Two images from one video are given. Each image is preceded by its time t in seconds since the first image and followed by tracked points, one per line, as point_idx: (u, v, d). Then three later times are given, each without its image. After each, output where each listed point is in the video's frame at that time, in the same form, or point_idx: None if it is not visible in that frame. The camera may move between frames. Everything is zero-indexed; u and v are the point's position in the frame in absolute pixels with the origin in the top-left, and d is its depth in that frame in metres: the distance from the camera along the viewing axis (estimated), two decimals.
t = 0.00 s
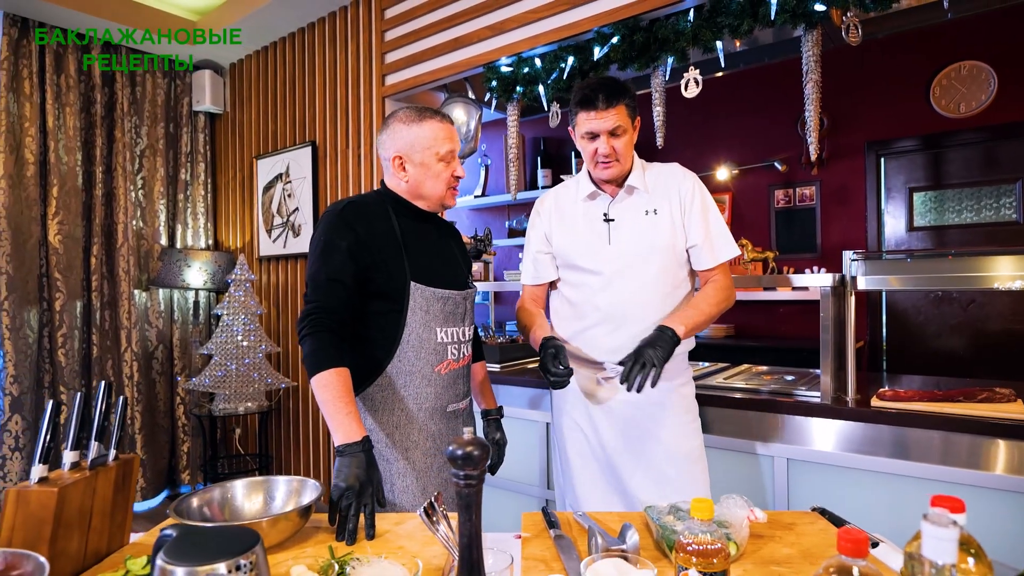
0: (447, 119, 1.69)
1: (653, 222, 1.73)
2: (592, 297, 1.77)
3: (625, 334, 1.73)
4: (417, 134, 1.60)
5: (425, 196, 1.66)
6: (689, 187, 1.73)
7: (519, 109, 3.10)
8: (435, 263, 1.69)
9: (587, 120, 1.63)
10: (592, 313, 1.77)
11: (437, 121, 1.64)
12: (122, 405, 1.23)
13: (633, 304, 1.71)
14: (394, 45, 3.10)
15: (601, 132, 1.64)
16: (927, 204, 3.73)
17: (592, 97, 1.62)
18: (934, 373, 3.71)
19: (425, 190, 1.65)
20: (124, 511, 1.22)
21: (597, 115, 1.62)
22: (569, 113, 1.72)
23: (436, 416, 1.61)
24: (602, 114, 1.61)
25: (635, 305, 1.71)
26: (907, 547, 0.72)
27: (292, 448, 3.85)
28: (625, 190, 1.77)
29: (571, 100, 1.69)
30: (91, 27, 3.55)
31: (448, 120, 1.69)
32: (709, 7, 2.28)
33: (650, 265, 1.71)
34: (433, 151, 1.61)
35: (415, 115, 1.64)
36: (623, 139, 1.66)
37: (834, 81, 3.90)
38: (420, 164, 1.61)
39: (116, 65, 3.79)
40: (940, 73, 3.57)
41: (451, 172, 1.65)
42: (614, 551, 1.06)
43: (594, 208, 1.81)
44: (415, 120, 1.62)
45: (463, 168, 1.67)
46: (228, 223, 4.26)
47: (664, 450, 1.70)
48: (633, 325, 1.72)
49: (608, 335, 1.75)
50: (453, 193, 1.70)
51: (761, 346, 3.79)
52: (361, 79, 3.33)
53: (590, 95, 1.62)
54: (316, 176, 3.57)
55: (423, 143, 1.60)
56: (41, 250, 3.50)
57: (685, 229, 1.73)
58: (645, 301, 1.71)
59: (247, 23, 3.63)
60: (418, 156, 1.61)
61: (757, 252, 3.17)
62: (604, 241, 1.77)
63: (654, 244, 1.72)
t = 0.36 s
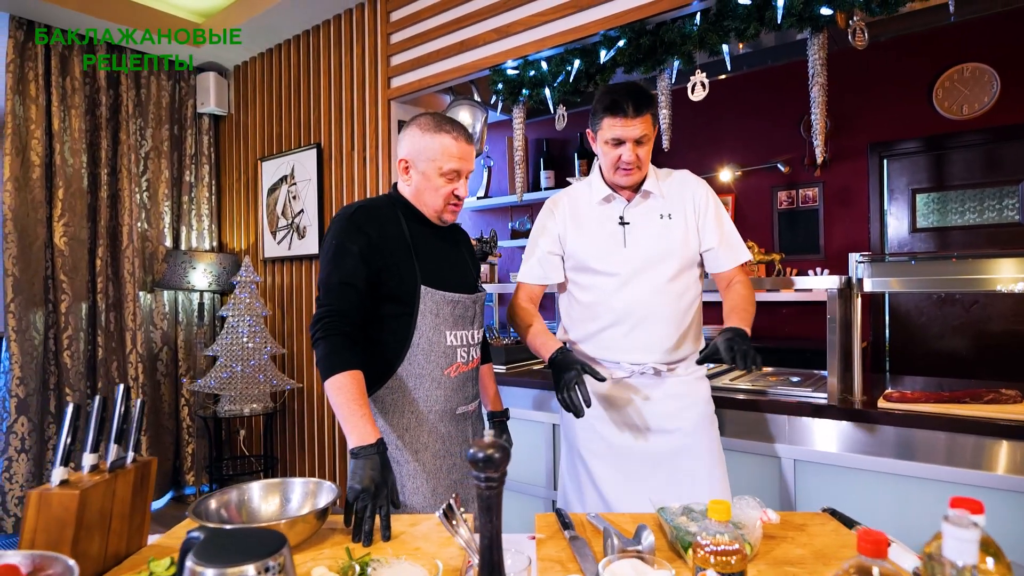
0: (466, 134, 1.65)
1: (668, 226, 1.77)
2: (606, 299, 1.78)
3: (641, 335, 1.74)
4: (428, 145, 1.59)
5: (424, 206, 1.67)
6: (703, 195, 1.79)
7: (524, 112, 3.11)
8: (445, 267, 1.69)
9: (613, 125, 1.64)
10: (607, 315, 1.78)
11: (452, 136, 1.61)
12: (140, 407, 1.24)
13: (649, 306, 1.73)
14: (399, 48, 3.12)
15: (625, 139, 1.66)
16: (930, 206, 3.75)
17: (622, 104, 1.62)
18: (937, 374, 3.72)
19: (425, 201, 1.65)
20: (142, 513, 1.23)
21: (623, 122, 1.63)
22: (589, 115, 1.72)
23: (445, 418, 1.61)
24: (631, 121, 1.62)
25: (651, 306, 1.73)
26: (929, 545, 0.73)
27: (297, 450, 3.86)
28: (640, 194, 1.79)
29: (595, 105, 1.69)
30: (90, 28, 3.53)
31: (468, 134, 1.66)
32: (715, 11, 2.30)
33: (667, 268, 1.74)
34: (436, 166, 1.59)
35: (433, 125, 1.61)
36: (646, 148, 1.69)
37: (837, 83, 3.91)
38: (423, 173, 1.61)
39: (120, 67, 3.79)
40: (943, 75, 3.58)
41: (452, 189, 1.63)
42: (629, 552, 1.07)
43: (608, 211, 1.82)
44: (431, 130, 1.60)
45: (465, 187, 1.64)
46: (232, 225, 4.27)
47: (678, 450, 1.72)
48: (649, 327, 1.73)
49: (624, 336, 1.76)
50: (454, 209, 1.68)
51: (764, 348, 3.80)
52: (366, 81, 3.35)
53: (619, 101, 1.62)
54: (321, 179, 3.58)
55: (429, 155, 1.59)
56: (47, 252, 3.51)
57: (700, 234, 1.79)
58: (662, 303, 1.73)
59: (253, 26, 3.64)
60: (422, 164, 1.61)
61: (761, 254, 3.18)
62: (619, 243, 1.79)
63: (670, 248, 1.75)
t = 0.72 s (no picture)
0: (471, 133, 1.63)
1: (679, 226, 1.75)
2: (615, 298, 1.79)
3: (647, 335, 1.76)
4: (433, 144, 1.58)
5: (430, 207, 1.65)
6: (717, 191, 1.75)
7: (526, 112, 3.13)
8: (450, 267, 1.68)
9: (629, 117, 1.62)
10: (614, 314, 1.79)
11: (457, 136, 1.59)
12: (151, 407, 1.24)
13: (656, 306, 1.74)
14: (400, 49, 3.13)
15: (641, 132, 1.64)
16: (929, 206, 3.78)
17: (638, 95, 1.60)
18: (935, 373, 3.74)
19: (431, 201, 1.64)
20: (153, 512, 1.23)
21: (639, 114, 1.61)
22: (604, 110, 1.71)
23: (449, 419, 1.59)
24: (645, 115, 1.60)
25: (658, 306, 1.73)
26: (940, 537, 0.75)
27: (298, 451, 3.86)
28: (653, 192, 1.79)
29: (610, 98, 1.67)
30: (91, 29, 3.52)
31: (473, 133, 1.64)
32: (717, 12, 2.31)
33: (676, 268, 1.74)
34: (442, 166, 1.58)
35: (438, 125, 1.60)
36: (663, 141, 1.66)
37: (836, 84, 3.94)
38: (428, 173, 1.60)
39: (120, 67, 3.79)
40: (940, 76, 3.61)
41: (457, 189, 1.62)
42: (639, 548, 1.08)
43: (620, 209, 1.83)
44: (436, 130, 1.58)
45: (471, 187, 1.62)
46: (233, 226, 4.27)
47: (688, 453, 1.73)
48: (655, 327, 1.75)
49: (630, 337, 1.78)
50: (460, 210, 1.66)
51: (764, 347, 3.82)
52: (368, 82, 3.35)
53: (634, 93, 1.60)
54: (323, 180, 3.59)
55: (435, 155, 1.58)
56: (48, 253, 3.51)
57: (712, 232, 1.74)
58: (669, 303, 1.73)
59: (254, 27, 3.64)
60: (426, 164, 1.59)
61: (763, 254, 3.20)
62: (629, 242, 1.79)
63: (681, 248, 1.74)
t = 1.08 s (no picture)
0: (474, 134, 1.64)
1: (711, 240, 1.60)
2: (632, 309, 1.68)
3: (660, 352, 1.67)
4: (437, 144, 1.58)
5: (433, 207, 1.66)
6: (760, 207, 1.57)
7: (524, 113, 3.14)
8: (453, 268, 1.68)
9: (685, 103, 1.41)
10: (628, 324, 1.68)
11: (461, 136, 1.60)
12: (157, 405, 1.25)
13: (672, 323, 1.63)
14: (399, 49, 3.14)
15: (697, 121, 1.42)
16: (922, 206, 3.81)
17: (697, 77, 1.39)
18: (929, 372, 3.78)
19: (434, 201, 1.64)
20: (160, 509, 1.23)
21: (697, 99, 1.40)
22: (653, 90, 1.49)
23: (450, 418, 1.60)
24: (705, 100, 1.39)
25: (675, 325, 1.63)
26: (943, 530, 0.77)
27: (296, 451, 3.85)
28: (689, 197, 1.63)
29: (663, 78, 1.45)
30: (90, 28, 3.52)
31: (476, 134, 1.65)
32: (715, 15, 2.33)
33: (699, 286, 1.61)
34: (445, 166, 1.58)
35: (442, 126, 1.60)
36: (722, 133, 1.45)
37: (830, 86, 3.97)
38: (431, 173, 1.60)
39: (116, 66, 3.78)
40: (933, 79, 3.65)
41: (461, 189, 1.62)
42: (644, 544, 1.10)
43: (650, 208, 1.67)
44: (440, 131, 1.59)
45: (474, 188, 1.63)
46: (230, 226, 4.26)
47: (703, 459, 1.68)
48: (671, 346, 1.65)
49: (643, 352, 1.69)
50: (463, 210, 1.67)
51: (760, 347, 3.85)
52: (366, 82, 3.36)
53: (693, 74, 1.39)
54: (320, 180, 3.59)
55: (438, 155, 1.58)
56: (43, 253, 3.50)
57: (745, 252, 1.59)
58: (688, 323, 1.62)
59: (253, 27, 3.64)
60: (430, 165, 1.60)
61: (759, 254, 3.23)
62: (654, 247, 1.65)
63: (708, 265, 1.60)
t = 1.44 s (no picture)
0: (476, 134, 1.65)
1: (765, 266, 1.50)
2: (675, 334, 1.59)
3: (702, 378, 1.62)
4: (439, 145, 1.59)
5: (435, 208, 1.66)
6: (823, 232, 1.48)
7: (522, 114, 3.14)
8: (456, 269, 1.69)
9: (746, 113, 1.29)
10: (669, 350, 1.62)
11: (463, 136, 1.61)
12: (162, 405, 1.25)
13: (717, 352, 1.56)
14: (396, 50, 3.14)
15: (760, 133, 1.30)
16: (914, 208, 3.84)
17: (763, 80, 1.27)
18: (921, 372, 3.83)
19: (436, 201, 1.64)
20: (165, 509, 1.23)
21: (761, 108, 1.28)
22: (709, 91, 1.37)
23: (455, 417, 1.61)
24: (769, 111, 1.27)
25: (722, 353, 1.56)
26: (948, 525, 0.79)
27: (292, 451, 3.84)
28: (745, 218, 1.51)
29: (723, 79, 1.33)
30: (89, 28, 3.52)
31: (478, 134, 1.65)
32: (713, 17, 2.34)
33: (750, 314, 1.53)
34: (448, 166, 1.59)
35: (444, 126, 1.61)
36: (785, 147, 1.33)
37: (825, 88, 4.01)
38: (433, 173, 1.60)
39: (112, 65, 3.76)
40: (924, 83, 3.72)
41: (463, 189, 1.63)
42: (649, 541, 1.11)
43: (698, 227, 1.54)
44: (442, 131, 1.60)
45: (476, 188, 1.63)
46: (225, 225, 4.24)
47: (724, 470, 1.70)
48: (714, 373, 1.60)
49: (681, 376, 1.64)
50: (465, 210, 1.67)
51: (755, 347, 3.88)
52: (363, 83, 3.35)
53: (758, 79, 1.27)
54: (317, 180, 3.58)
55: (441, 155, 1.58)
56: (37, 252, 3.47)
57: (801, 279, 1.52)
58: (736, 351, 1.56)
59: (249, 25, 3.62)
60: (432, 164, 1.60)
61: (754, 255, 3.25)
62: (702, 271, 1.54)
63: (761, 294, 1.51)
